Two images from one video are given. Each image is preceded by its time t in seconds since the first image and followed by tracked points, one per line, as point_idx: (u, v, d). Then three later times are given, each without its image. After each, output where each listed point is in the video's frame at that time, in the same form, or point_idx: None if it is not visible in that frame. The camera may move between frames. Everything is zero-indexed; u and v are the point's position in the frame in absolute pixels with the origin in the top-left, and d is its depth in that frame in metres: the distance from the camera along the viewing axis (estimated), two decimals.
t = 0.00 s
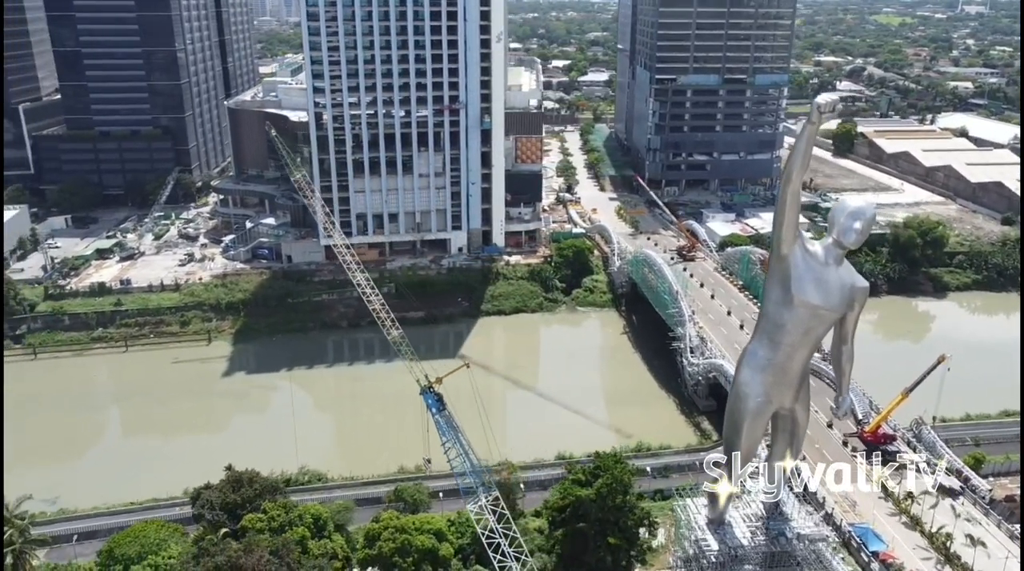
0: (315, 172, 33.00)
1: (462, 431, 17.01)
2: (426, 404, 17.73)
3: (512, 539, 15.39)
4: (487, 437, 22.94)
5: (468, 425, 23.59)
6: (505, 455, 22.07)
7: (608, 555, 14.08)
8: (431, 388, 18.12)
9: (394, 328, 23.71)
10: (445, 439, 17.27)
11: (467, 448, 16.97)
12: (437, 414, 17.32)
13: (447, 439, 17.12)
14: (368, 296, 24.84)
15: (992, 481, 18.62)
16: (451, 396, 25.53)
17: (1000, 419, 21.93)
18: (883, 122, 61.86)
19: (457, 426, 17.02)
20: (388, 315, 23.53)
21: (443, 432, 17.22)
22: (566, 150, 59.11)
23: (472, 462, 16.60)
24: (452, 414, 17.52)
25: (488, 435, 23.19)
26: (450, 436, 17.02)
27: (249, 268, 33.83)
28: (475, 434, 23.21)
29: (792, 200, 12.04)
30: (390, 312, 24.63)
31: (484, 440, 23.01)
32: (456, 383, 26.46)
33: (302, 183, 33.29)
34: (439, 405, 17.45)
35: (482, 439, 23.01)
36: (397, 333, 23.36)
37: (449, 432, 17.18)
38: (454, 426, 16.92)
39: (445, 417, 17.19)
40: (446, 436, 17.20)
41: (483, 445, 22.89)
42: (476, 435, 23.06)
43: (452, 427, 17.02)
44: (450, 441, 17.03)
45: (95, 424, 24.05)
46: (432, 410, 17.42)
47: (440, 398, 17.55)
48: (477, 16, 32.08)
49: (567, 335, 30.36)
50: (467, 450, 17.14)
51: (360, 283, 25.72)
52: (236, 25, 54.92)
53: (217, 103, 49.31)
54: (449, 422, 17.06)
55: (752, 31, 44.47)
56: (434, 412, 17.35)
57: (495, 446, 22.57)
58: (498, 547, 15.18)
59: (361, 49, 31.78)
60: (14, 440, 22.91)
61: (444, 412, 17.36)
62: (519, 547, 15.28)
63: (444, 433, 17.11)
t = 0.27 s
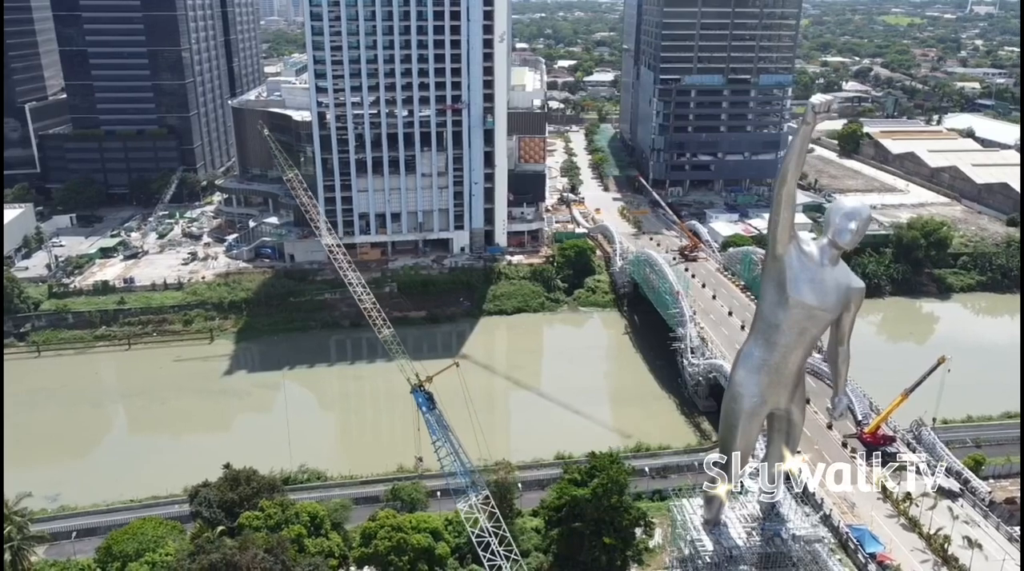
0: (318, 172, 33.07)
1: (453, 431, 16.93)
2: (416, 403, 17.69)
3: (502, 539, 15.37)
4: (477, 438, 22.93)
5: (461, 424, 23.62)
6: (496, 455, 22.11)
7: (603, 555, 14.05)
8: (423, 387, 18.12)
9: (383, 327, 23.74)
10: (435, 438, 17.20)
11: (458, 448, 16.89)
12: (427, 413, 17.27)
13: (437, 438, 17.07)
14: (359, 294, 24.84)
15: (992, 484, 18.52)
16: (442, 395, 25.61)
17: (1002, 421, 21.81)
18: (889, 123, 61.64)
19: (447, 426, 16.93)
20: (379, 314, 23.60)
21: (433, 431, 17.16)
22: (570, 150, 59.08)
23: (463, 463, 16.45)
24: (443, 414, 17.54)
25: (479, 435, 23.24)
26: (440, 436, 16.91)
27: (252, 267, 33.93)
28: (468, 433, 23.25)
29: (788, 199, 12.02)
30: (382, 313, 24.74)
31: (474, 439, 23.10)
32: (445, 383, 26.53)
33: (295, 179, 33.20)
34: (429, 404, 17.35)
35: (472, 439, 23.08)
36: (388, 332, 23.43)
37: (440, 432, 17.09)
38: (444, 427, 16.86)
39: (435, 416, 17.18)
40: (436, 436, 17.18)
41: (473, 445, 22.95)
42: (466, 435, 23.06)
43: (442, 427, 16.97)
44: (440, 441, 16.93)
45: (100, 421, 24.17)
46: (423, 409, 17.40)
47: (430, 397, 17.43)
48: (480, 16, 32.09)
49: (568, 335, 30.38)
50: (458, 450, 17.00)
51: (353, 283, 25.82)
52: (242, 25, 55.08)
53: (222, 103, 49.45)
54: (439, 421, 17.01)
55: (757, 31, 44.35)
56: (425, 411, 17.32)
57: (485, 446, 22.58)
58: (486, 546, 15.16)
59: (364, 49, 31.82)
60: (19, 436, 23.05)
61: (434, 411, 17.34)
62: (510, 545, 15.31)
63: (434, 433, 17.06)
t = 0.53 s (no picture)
0: (320, 171, 33.14)
1: (442, 430, 17.38)
2: (407, 402, 18.23)
3: (491, 537, 15.55)
4: (465, 439, 22.89)
5: (451, 424, 23.60)
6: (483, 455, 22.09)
7: (597, 555, 14.05)
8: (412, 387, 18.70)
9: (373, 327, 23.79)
10: (424, 436, 17.66)
11: (447, 447, 17.35)
12: (416, 411, 17.84)
13: (426, 436, 17.49)
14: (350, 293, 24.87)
15: (991, 484, 18.44)
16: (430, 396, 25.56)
17: (1003, 422, 21.75)
18: (893, 123, 61.47)
19: (436, 424, 17.41)
20: (370, 313, 23.64)
21: (423, 429, 17.62)
22: (574, 150, 59.07)
23: (451, 461, 16.96)
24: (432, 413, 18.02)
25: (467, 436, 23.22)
26: (430, 434, 17.32)
27: (254, 267, 34.03)
28: (459, 433, 23.23)
29: (782, 199, 12.00)
30: (372, 312, 24.73)
31: (462, 441, 23.07)
32: (434, 382, 26.56)
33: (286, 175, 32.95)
34: (419, 403, 17.94)
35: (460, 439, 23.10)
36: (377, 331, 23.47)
37: (429, 430, 17.57)
38: (433, 425, 17.38)
39: (425, 415, 17.71)
40: (426, 434, 17.61)
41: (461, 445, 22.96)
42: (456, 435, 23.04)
43: (432, 426, 17.43)
44: (427, 439, 17.42)
45: (105, 419, 24.29)
46: (413, 407, 17.93)
47: (420, 395, 18.05)
48: (482, 16, 32.12)
49: (568, 335, 30.39)
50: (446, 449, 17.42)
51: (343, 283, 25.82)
52: (246, 25, 55.24)
53: (225, 102, 49.59)
54: (428, 420, 17.49)
55: (761, 31, 44.28)
56: (414, 409, 17.83)
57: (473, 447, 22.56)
58: (474, 545, 15.34)
59: (366, 49, 31.88)
60: (23, 434, 23.17)
61: (423, 410, 17.89)
62: (499, 544, 15.46)
63: (423, 431, 17.47)
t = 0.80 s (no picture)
0: (322, 171, 33.23)
1: (430, 430, 17.51)
2: (395, 400, 18.21)
3: (480, 536, 15.57)
4: (459, 440, 22.87)
5: (450, 424, 23.66)
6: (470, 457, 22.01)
7: (591, 555, 14.05)
8: (400, 385, 18.66)
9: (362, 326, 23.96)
10: (413, 435, 17.78)
11: (434, 446, 17.43)
12: (405, 410, 17.86)
13: (415, 435, 17.64)
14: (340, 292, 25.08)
15: (990, 487, 18.37)
16: (418, 397, 25.44)
17: (1004, 424, 21.64)
18: (899, 124, 61.26)
19: (425, 423, 17.52)
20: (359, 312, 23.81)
21: (412, 428, 17.70)
22: (578, 150, 59.07)
23: (439, 461, 17.10)
24: (420, 411, 18.06)
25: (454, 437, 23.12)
26: (419, 433, 17.45)
27: (256, 265, 34.15)
28: (451, 434, 23.19)
29: (775, 199, 11.99)
30: (360, 310, 24.97)
31: (461, 439, 23.09)
32: (423, 381, 26.55)
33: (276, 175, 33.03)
34: (407, 401, 17.98)
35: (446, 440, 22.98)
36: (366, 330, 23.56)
37: (417, 429, 17.67)
38: (421, 424, 17.48)
39: (413, 413, 17.77)
40: (414, 433, 17.71)
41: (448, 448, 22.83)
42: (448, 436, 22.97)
43: (420, 424, 17.53)
44: (417, 438, 17.51)
45: (109, 417, 24.44)
46: (401, 406, 17.96)
47: (408, 393, 18.07)
48: (485, 16, 32.17)
49: (569, 334, 30.40)
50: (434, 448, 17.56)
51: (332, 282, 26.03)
52: (251, 25, 55.40)
53: (230, 102, 49.76)
54: (417, 418, 17.58)
55: (765, 32, 44.18)
56: (403, 408, 17.86)
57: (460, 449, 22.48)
58: (461, 543, 15.35)
59: (368, 49, 31.97)
60: (27, 432, 23.34)
61: (412, 408, 17.94)
62: (486, 543, 15.48)
63: (412, 429, 17.59)
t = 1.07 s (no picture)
0: (324, 170, 33.31)
1: (420, 427, 17.90)
2: (385, 399, 18.61)
3: (470, 534, 15.92)
4: (458, 440, 22.91)
5: (450, 424, 23.70)
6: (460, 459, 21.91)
7: (585, 555, 14.07)
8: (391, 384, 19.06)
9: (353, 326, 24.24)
10: (403, 433, 18.19)
11: (423, 444, 17.97)
12: (395, 408, 18.24)
13: (405, 434, 17.99)
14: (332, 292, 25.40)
15: (990, 489, 18.30)
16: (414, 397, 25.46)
17: (1005, 426, 21.53)
18: (904, 124, 61.07)
19: (415, 421, 17.96)
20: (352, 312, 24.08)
21: (402, 426, 18.09)
22: (581, 150, 59.08)
23: (430, 459, 17.47)
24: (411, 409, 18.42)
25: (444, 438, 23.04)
26: (409, 432, 17.86)
27: (258, 265, 34.25)
28: (446, 435, 23.15)
29: (769, 199, 11.96)
30: (351, 309, 25.15)
31: (461, 439, 23.13)
32: (413, 380, 26.68)
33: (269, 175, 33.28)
34: (397, 400, 18.33)
35: (435, 441, 22.90)
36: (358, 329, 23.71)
37: (407, 427, 18.09)
38: (411, 422, 17.84)
39: (403, 412, 18.12)
40: (405, 431, 18.12)
41: (437, 450, 22.72)
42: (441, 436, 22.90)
43: (411, 423, 17.89)
44: (407, 436, 17.91)
45: (111, 415, 24.54)
46: (391, 404, 18.31)
47: (399, 392, 18.45)
48: (486, 16, 32.21)
49: (570, 335, 30.43)
50: (423, 446, 18.05)
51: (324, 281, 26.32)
52: (256, 25, 55.55)
53: (234, 102, 49.90)
54: (407, 416, 17.98)
55: (768, 32, 44.09)
56: (393, 406, 18.22)
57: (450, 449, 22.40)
58: (450, 541, 15.65)
59: (370, 49, 32.03)
60: (29, 430, 23.46)
61: (402, 407, 18.33)
62: (476, 541, 15.82)
63: (402, 428, 17.97)
